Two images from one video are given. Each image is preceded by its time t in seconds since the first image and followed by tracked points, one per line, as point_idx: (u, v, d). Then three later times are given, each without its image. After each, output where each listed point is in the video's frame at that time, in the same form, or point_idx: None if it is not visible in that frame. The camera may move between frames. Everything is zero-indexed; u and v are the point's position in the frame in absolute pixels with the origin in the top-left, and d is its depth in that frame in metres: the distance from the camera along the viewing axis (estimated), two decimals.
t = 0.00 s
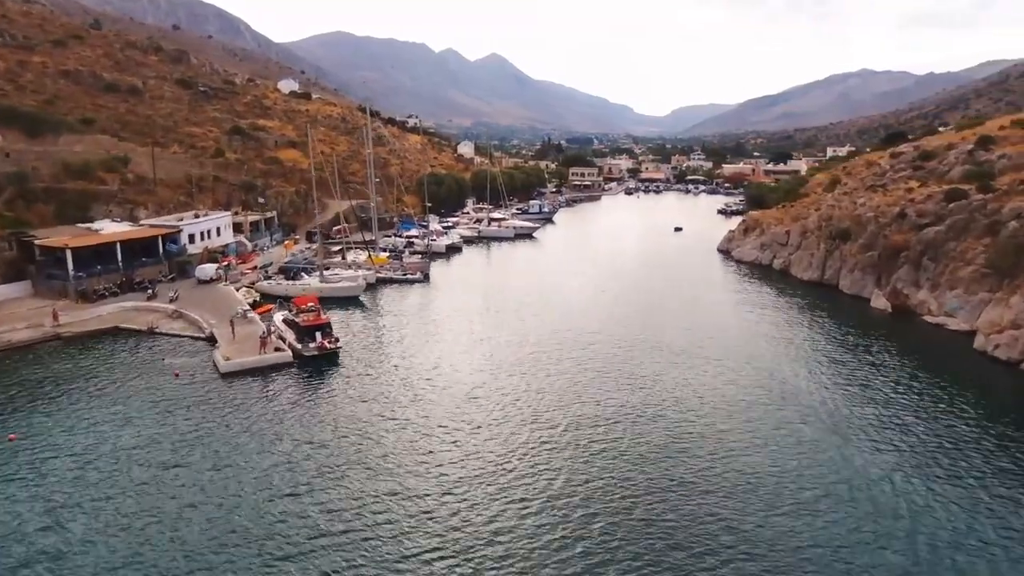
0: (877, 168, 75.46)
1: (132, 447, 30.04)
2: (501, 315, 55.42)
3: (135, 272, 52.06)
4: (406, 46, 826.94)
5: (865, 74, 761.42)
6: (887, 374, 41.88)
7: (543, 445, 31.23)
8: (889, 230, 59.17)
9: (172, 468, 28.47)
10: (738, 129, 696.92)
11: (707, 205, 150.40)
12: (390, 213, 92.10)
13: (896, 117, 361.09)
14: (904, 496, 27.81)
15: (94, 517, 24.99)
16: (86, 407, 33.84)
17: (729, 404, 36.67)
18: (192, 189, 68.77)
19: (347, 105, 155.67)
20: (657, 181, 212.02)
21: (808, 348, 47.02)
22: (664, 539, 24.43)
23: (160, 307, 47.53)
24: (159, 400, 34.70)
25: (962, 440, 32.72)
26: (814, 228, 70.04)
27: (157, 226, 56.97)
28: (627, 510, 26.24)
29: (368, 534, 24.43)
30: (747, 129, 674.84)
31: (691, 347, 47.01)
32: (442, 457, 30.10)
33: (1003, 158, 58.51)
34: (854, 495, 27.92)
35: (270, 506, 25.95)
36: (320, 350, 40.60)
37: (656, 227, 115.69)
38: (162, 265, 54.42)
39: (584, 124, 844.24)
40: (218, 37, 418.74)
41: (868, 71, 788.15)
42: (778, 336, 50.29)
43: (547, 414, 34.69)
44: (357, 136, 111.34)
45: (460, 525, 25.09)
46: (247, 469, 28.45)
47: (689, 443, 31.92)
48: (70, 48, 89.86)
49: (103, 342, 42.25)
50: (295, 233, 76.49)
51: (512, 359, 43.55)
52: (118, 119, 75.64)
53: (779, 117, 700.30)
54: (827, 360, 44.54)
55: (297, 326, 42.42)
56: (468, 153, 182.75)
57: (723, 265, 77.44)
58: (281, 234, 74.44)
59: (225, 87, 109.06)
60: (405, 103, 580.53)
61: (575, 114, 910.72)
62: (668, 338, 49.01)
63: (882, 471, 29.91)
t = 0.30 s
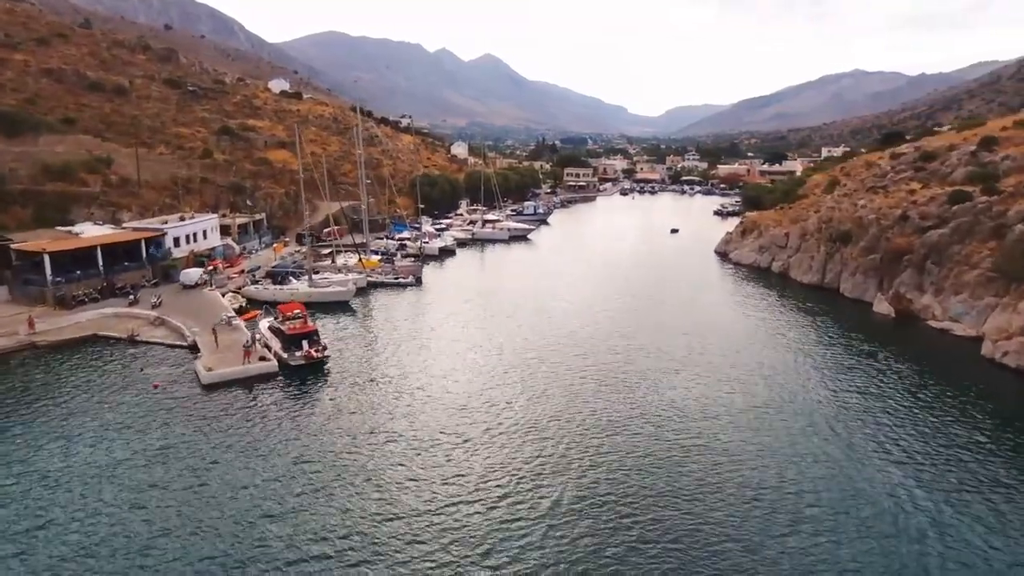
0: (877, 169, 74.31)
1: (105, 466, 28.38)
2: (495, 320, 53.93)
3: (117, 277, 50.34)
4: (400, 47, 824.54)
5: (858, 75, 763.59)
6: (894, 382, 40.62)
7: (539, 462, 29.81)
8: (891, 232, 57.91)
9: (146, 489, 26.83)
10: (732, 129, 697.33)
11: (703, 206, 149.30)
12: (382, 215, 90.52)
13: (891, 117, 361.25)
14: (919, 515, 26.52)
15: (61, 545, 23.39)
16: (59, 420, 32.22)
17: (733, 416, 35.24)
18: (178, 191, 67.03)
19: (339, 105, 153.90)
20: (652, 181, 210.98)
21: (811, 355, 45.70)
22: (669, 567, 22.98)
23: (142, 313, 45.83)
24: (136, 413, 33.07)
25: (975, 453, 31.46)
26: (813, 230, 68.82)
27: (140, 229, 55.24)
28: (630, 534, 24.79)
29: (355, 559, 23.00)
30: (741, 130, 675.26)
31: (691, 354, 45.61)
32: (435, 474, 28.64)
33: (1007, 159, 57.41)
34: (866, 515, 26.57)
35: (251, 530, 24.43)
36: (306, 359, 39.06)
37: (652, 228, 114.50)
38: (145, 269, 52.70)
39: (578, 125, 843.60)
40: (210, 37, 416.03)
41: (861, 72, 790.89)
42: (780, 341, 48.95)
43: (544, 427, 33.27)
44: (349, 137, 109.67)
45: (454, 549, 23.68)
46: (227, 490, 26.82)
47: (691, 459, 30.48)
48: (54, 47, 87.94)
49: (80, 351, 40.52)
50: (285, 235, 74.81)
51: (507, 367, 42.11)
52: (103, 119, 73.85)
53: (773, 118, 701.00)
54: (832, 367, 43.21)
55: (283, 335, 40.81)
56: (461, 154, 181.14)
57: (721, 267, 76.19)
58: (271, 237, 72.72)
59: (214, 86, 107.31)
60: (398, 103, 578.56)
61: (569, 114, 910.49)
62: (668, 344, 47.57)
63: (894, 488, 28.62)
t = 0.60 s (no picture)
0: (878, 169, 73.19)
1: (77, 486, 26.91)
2: (489, 325, 52.56)
3: (100, 282, 48.76)
4: (394, 46, 822.30)
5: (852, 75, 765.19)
6: (901, 390, 39.36)
7: (536, 478, 28.47)
8: (894, 235, 56.72)
9: (120, 512, 25.38)
10: (727, 129, 697.58)
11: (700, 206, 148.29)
12: (375, 217, 89.03)
13: (885, 117, 361.43)
14: (936, 537, 25.25)
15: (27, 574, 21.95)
16: (33, 435, 30.72)
17: (736, 428, 33.94)
18: (165, 193, 65.45)
19: (333, 105, 152.31)
20: (647, 181, 209.96)
21: (814, 361, 44.49)
22: None
23: (125, 319, 44.28)
24: (115, 428, 31.57)
25: (990, 468, 30.25)
26: (814, 233, 67.67)
27: (125, 232, 53.64)
28: (632, 560, 23.43)
29: None
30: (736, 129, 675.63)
31: (691, 360, 44.34)
32: (425, 495, 27.13)
33: (1011, 160, 56.34)
34: (880, 537, 25.30)
35: (230, 556, 23.01)
36: (294, 369, 37.62)
37: (649, 229, 113.31)
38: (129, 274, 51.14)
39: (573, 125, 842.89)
40: (202, 36, 413.49)
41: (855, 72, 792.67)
42: (782, 347, 47.71)
43: (540, 440, 31.93)
44: (341, 137, 108.16)
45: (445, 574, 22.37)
46: (206, 513, 25.35)
47: (695, 475, 29.17)
48: (40, 45, 86.21)
49: (58, 360, 38.99)
50: (275, 237, 73.25)
51: (501, 375, 40.72)
52: (88, 119, 72.22)
53: (768, 118, 701.61)
54: (836, 374, 41.98)
55: (270, 343, 39.32)
56: (456, 154, 179.77)
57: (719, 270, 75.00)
58: (261, 240, 71.16)
59: (204, 85, 105.69)
60: (393, 103, 576.46)
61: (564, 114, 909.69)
62: (667, 350, 46.30)
63: (907, 506, 27.36)
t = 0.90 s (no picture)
0: (879, 171, 72.07)
1: (47, 508, 25.45)
2: (484, 330, 51.19)
3: (81, 287, 47.14)
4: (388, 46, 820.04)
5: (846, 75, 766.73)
6: (909, 400, 38.12)
7: (533, 497, 27.12)
8: (897, 238, 55.54)
9: (90, 537, 23.91)
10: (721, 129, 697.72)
11: (696, 207, 147.19)
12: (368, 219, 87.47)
13: (879, 117, 361.56)
14: (954, 561, 23.96)
15: None
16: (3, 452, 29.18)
17: (741, 441, 32.61)
18: (151, 194, 63.83)
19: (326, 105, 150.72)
20: (643, 182, 208.83)
21: (817, 368, 43.27)
22: None
23: (105, 327, 42.68)
24: (90, 444, 30.05)
25: (1006, 484, 28.98)
26: (814, 235, 66.50)
27: (108, 236, 52.00)
28: None
29: None
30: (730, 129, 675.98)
31: (691, 367, 43.05)
32: (416, 516, 25.66)
33: (1017, 161, 55.24)
34: (895, 559, 24.00)
35: None
36: (280, 380, 36.14)
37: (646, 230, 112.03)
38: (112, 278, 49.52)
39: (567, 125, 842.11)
40: (195, 36, 410.84)
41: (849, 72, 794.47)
42: (784, 353, 46.46)
43: (537, 455, 30.57)
44: (334, 137, 106.61)
45: None
46: (182, 538, 23.90)
47: (699, 492, 27.85)
48: (24, 43, 84.50)
49: (35, 371, 37.43)
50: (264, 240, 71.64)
51: (496, 385, 39.30)
52: (73, 119, 70.59)
53: (762, 118, 702.17)
54: (841, 382, 40.73)
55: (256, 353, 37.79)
56: (450, 154, 178.33)
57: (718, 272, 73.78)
58: (250, 243, 69.55)
59: (194, 85, 104.06)
60: (387, 103, 574.49)
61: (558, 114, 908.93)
62: (666, 357, 45.00)
63: (922, 526, 26.05)
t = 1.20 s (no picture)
0: (879, 171, 70.95)
1: (14, 533, 24.01)
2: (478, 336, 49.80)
3: (62, 293, 45.59)
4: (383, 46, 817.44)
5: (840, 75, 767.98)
6: (917, 409, 36.97)
7: (531, 516, 25.81)
8: (899, 241, 54.42)
9: (59, 565, 22.47)
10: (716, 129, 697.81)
11: (692, 208, 146.06)
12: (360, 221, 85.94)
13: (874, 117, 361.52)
14: None
15: None
16: None
17: (746, 454, 31.30)
18: (136, 196, 62.24)
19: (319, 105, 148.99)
20: (639, 182, 207.69)
21: (821, 375, 42.07)
22: None
23: (86, 335, 41.15)
24: (64, 462, 28.59)
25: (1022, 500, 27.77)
26: (814, 237, 65.34)
27: (92, 239, 50.39)
28: None
29: None
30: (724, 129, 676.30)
31: (692, 374, 41.77)
32: (407, 538, 24.34)
33: (1021, 163, 54.20)
34: None
35: None
36: (265, 391, 34.65)
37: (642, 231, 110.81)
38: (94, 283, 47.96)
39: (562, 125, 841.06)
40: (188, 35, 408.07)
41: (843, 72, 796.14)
42: (786, 359, 45.21)
43: (534, 470, 29.27)
44: (325, 137, 105.04)
45: None
46: (157, 565, 22.51)
47: (703, 510, 26.56)
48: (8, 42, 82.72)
49: (9, 382, 35.93)
50: (253, 242, 70.03)
51: (491, 395, 37.90)
52: (56, 119, 68.96)
53: (757, 118, 702.56)
54: (846, 390, 39.49)
55: (240, 363, 36.27)
56: (444, 155, 176.89)
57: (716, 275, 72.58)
58: (239, 245, 68.01)
59: (183, 84, 102.40)
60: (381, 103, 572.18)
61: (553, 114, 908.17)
62: (666, 364, 43.71)
63: (936, 546, 24.89)
